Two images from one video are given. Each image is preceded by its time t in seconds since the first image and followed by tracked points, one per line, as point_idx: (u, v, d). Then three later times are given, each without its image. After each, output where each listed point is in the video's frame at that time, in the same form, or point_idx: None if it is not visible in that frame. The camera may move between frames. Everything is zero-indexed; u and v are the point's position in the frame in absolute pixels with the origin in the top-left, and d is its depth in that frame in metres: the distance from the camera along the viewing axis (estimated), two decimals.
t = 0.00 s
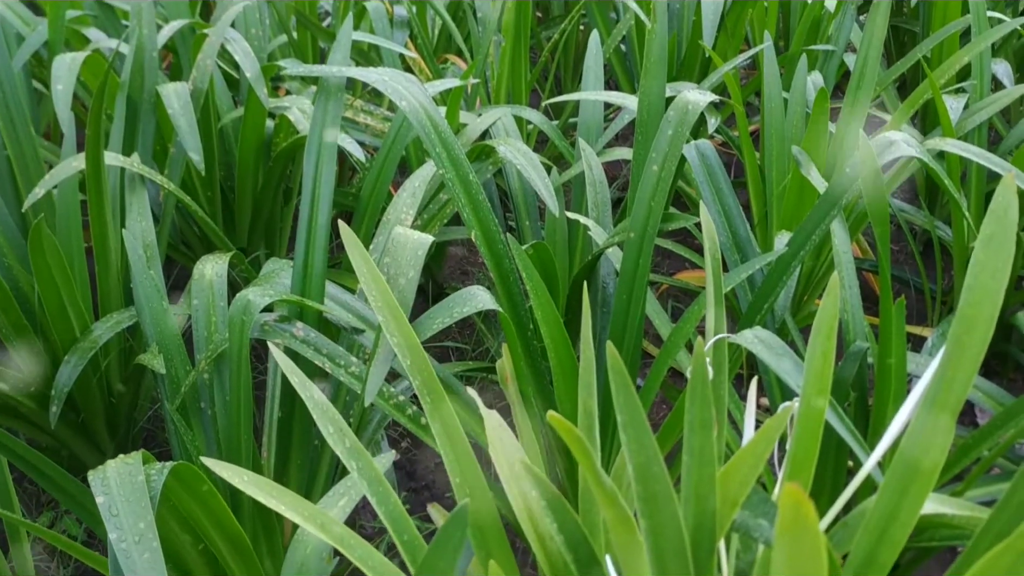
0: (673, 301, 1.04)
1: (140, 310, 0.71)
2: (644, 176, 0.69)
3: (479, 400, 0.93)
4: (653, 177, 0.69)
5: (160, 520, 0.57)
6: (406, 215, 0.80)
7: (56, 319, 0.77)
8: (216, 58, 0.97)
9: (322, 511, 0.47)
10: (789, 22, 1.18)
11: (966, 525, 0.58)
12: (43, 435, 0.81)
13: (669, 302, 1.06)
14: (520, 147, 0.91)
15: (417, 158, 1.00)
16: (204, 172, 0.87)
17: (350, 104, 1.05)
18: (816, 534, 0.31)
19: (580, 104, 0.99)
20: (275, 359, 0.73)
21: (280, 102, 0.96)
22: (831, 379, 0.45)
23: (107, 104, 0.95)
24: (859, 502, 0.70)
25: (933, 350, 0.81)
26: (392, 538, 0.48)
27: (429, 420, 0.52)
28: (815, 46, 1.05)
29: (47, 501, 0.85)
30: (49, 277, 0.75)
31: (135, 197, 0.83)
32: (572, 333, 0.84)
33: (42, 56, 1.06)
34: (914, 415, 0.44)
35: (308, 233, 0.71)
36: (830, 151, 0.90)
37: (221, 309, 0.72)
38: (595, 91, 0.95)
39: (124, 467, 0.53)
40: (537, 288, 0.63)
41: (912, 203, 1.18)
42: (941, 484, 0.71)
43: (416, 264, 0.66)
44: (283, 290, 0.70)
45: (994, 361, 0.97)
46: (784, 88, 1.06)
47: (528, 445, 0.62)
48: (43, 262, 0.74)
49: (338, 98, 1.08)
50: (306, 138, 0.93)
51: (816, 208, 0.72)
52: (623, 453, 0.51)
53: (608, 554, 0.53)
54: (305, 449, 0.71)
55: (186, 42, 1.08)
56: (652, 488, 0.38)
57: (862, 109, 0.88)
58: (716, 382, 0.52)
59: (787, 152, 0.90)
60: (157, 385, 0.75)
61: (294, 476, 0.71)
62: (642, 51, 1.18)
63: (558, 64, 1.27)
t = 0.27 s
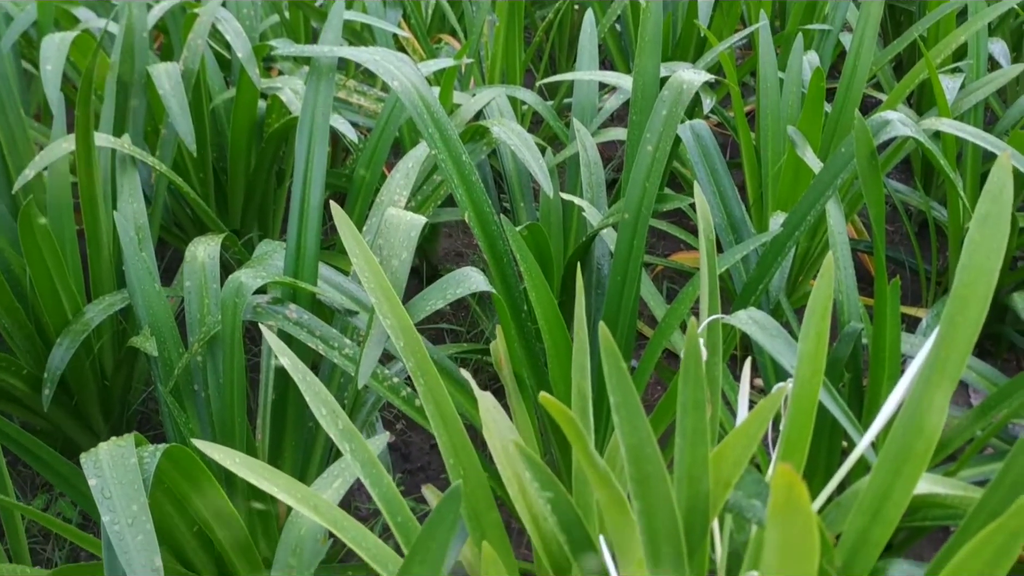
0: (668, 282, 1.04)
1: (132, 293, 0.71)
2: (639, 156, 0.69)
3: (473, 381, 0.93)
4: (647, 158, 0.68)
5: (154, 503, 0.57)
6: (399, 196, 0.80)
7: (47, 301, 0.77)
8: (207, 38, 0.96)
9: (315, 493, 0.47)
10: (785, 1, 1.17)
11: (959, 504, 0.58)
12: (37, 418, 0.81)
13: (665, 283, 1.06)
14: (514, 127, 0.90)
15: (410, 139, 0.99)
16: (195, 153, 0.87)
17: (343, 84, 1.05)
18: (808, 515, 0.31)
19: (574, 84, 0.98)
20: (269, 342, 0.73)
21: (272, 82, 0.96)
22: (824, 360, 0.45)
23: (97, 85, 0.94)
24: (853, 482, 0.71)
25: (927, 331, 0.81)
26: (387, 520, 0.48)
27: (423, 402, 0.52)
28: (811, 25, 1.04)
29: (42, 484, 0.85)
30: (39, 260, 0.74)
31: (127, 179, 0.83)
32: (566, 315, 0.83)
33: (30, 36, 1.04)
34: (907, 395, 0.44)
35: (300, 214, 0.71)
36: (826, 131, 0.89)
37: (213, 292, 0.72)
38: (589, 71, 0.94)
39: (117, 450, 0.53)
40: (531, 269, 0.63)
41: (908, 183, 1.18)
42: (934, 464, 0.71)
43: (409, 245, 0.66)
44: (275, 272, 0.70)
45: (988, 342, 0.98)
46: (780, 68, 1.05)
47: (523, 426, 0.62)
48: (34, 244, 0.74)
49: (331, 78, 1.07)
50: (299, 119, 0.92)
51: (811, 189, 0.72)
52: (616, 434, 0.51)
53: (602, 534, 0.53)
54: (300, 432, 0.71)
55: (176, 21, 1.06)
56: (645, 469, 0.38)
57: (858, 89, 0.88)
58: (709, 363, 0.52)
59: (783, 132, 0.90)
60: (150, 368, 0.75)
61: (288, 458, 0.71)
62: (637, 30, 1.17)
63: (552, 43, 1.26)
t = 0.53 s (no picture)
0: (663, 271, 1.03)
1: (125, 283, 0.70)
2: (634, 145, 0.68)
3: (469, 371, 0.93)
4: (643, 146, 0.68)
5: (147, 492, 0.57)
6: (394, 185, 0.79)
7: (40, 291, 0.77)
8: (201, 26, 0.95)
9: (308, 484, 0.47)
10: None
11: (953, 493, 0.58)
12: (31, 409, 0.81)
13: (660, 272, 1.06)
14: (509, 116, 0.90)
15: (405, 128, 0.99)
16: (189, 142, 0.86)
17: (337, 72, 1.04)
18: (798, 508, 0.31)
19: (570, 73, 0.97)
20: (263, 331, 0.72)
21: (266, 70, 0.95)
22: (818, 349, 0.45)
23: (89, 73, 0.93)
24: (848, 471, 0.71)
25: (923, 319, 0.81)
26: (380, 510, 0.48)
27: (416, 392, 0.52)
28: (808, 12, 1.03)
29: (37, 474, 0.85)
30: (32, 250, 0.74)
31: (120, 168, 0.82)
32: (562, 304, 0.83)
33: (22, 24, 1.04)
34: (902, 384, 0.44)
35: (294, 204, 0.71)
36: (822, 119, 0.89)
37: (207, 281, 0.72)
38: (585, 59, 0.94)
39: (109, 441, 0.53)
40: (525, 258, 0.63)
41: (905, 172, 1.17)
42: (929, 453, 0.71)
43: (402, 235, 0.65)
44: (269, 262, 0.70)
45: (984, 330, 0.98)
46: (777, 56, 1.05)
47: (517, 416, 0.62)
48: (26, 234, 0.73)
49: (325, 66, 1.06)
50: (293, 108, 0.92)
51: (807, 177, 0.72)
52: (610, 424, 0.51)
53: (596, 524, 0.53)
54: (295, 422, 0.71)
55: (169, 9, 1.06)
56: (637, 460, 0.38)
57: (855, 77, 0.87)
58: (704, 353, 0.52)
59: (779, 121, 0.90)
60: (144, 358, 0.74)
61: (283, 447, 0.71)
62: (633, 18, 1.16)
63: (548, 31, 1.26)
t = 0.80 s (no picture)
0: (660, 264, 1.03)
1: (117, 276, 0.70)
2: (630, 137, 0.68)
3: (465, 363, 0.93)
4: (639, 138, 0.68)
5: (139, 487, 0.56)
6: (389, 177, 0.79)
7: (32, 284, 0.76)
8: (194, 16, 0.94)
9: (300, 480, 0.46)
10: None
11: (950, 488, 0.58)
12: (24, 403, 0.80)
13: (658, 265, 1.05)
14: (505, 107, 0.89)
15: (400, 119, 0.98)
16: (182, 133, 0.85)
17: (333, 63, 1.03)
18: (793, 507, 0.31)
19: (567, 63, 0.97)
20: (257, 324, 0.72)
21: (259, 61, 0.94)
22: (815, 344, 0.44)
23: (82, 63, 0.92)
24: (845, 465, 0.70)
25: (921, 312, 0.80)
26: (373, 506, 0.48)
27: (410, 387, 0.51)
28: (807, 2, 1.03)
29: (31, 468, 0.84)
30: (24, 243, 0.73)
31: (112, 160, 0.81)
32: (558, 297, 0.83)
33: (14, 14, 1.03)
34: (898, 379, 0.43)
35: (287, 196, 0.70)
36: (820, 110, 0.88)
37: (200, 275, 0.71)
38: (582, 49, 0.93)
39: (100, 436, 0.52)
40: (521, 252, 0.63)
41: (904, 163, 1.17)
42: (926, 447, 0.71)
43: (396, 228, 0.65)
44: (262, 255, 0.69)
45: (982, 323, 0.97)
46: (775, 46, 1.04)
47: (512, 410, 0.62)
48: (18, 226, 0.73)
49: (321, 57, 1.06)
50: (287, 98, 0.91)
51: (805, 168, 0.71)
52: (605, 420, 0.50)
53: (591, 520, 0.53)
54: (289, 416, 0.71)
55: None
56: (631, 457, 0.38)
57: (854, 67, 0.87)
58: (700, 348, 0.51)
59: (778, 112, 0.89)
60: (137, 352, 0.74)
61: (277, 442, 0.71)
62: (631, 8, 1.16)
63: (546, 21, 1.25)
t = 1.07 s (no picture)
0: (658, 254, 1.03)
1: (111, 267, 0.69)
2: (628, 126, 0.67)
3: (463, 354, 0.92)
4: (637, 128, 0.67)
5: (134, 480, 0.56)
6: (385, 167, 0.78)
7: (26, 275, 0.76)
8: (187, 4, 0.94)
9: (294, 473, 0.46)
10: None
11: (949, 480, 0.58)
12: (19, 394, 0.80)
13: (656, 255, 1.05)
14: (502, 96, 0.88)
15: (396, 108, 0.97)
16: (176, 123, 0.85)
17: (328, 52, 1.02)
18: (791, 502, 0.31)
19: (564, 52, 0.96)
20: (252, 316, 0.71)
21: (254, 50, 0.93)
22: (813, 336, 0.44)
23: (74, 52, 0.92)
24: (844, 457, 0.70)
25: (920, 303, 0.80)
26: (368, 499, 0.47)
27: (406, 379, 0.51)
28: None
29: (27, 460, 0.84)
30: (17, 233, 0.73)
31: (106, 150, 0.81)
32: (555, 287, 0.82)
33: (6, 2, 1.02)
34: (897, 370, 0.43)
35: (282, 185, 0.69)
36: (819, 99, 0.88)
37: (195, 265, 0.71)
38: (579, 37, 0.92)
39: (93, 429, 0.52)
40: (518, 243, 0.62)
41: (903, 152, 1.16)
42: (925, 437, 0.71)
43: (390, 218, 0.65)
44: (257, 245, 0.68)
45: (981, 314, 0.97)
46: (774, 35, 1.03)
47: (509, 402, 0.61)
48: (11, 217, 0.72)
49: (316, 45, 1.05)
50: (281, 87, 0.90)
51: (804, 158, 0.71)
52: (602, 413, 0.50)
53: (588, 512, 0.52)
54: (285, 408, 0.70)
55: None
56: (628, 450, 0.38)
57: (853, 56, 0.86)
58: (697, 339, 0.51)
59: (776, 101, 0.88)
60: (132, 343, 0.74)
61: (274, 433, 0.71)
62: None
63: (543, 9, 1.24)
